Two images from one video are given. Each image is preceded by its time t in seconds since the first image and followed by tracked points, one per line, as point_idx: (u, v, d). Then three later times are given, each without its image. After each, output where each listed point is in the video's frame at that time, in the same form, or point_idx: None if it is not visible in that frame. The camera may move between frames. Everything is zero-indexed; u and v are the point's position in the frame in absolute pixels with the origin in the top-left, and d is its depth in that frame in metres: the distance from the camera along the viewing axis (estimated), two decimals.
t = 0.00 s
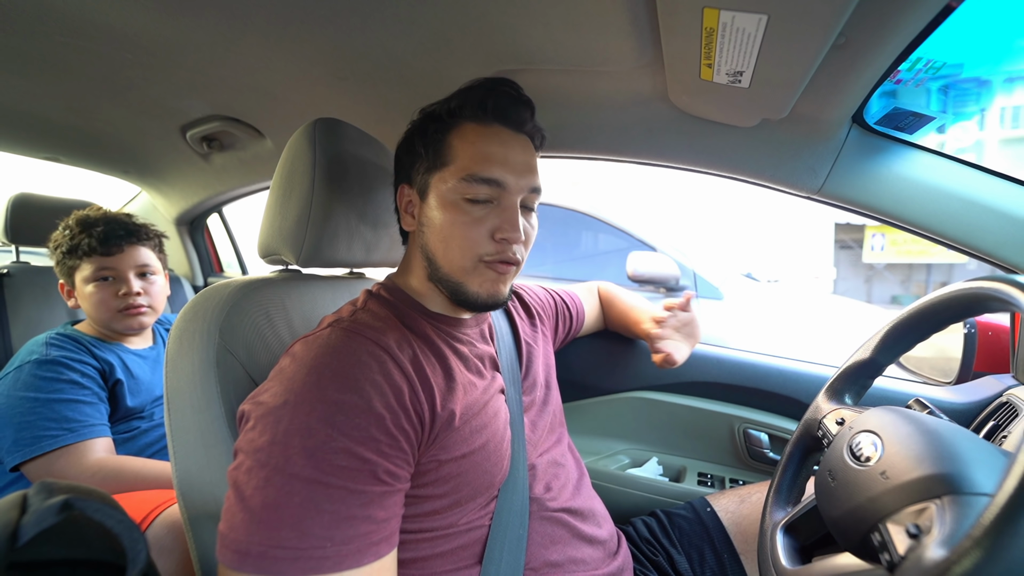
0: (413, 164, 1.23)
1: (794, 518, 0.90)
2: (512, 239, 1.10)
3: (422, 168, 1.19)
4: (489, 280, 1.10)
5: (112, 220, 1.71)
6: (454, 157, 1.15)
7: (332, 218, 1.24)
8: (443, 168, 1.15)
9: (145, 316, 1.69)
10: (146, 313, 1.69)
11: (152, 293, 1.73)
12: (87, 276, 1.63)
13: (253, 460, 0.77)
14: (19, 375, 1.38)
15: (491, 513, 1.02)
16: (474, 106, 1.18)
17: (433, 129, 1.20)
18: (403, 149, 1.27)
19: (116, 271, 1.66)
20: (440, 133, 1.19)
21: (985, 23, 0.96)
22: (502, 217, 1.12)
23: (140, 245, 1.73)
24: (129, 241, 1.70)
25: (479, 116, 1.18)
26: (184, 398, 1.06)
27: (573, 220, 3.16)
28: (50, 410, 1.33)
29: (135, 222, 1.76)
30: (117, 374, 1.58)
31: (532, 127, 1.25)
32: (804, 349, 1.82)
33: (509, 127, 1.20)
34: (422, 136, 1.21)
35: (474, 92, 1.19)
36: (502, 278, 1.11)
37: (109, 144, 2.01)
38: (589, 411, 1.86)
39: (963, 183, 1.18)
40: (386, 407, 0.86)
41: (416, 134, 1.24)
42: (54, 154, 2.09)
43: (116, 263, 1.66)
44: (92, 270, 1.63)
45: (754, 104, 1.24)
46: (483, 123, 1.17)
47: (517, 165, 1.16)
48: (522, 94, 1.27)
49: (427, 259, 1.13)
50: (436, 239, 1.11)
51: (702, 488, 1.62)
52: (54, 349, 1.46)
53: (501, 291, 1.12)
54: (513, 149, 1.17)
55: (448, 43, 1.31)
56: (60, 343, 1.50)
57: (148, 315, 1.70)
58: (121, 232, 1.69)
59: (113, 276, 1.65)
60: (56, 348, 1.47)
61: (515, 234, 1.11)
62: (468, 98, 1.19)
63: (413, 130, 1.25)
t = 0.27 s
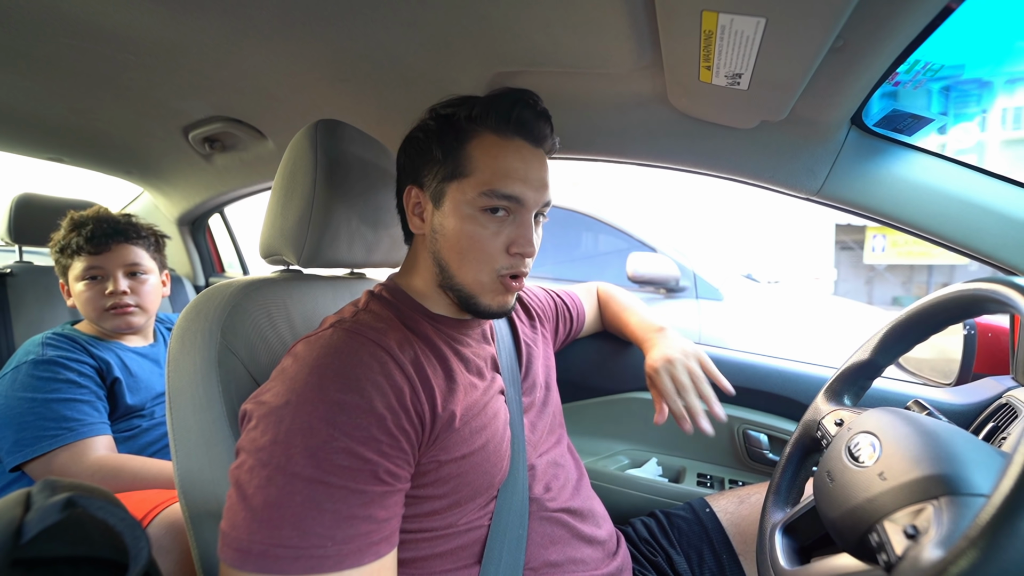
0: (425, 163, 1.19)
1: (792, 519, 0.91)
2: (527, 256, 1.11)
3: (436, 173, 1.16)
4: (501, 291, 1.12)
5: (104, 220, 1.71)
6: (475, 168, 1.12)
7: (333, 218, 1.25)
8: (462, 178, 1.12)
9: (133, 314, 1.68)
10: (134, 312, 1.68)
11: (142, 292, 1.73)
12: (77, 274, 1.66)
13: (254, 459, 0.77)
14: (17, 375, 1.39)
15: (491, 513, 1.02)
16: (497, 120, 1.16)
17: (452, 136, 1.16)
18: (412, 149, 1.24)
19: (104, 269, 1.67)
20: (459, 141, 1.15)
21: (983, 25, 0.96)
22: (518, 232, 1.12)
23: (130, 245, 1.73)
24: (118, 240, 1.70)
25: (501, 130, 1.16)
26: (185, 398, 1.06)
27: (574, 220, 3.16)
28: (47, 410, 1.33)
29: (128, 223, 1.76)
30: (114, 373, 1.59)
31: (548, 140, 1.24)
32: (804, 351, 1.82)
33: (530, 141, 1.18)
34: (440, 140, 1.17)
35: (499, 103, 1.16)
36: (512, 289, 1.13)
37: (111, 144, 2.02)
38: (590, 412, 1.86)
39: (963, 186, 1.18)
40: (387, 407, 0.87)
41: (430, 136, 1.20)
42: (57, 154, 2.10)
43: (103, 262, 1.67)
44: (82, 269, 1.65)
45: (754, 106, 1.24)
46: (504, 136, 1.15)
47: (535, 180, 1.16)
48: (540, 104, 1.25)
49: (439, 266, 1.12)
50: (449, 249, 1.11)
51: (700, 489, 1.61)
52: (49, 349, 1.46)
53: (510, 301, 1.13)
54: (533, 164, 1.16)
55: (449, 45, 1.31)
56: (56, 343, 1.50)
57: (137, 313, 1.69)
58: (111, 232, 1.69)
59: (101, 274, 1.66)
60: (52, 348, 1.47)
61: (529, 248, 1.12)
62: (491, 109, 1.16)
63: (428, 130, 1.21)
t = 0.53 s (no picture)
0: (417, 163, 1.24)
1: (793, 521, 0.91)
2: (507, 245, 1.11)
3: (425, 167, 1.21)
4: (480, 282, 1.11)
5: (99, 223, 1.69)
6: (455, 157, 1.16)
7: (334, 220, 1.25)
8: (445, 168, 1.16)
9: (131, 318, 1.67)
10: (132, 315, 1.67)
11: (139, 295, 1.71)
12: (72, 279, 1.65)
13: (255, 461, 0.77)
14: (23, 375, 1.39)
15: (491, 515, 1.02)
16: (478, 109, 1.18)
17: (438, 130, 1.21)
18: (408, 149, 1.30)
19: (98, 273, 1.65)
20: (444, 134, 1.20)
21: (983, 27, 0.96)
22: (497, 220, 1.12)
23: (125, 248, 1.71)
24: (110, 244, 1.68)
25: (483, 120, 1.18)
26: (187, 399, 1.06)
27: (575, 222, 3.16)
28: (56, 410, 1.34)
29: (124, 225, 1.75)
30: (120, 373, 1.59)
31: (537, 132, 1.25)
32: (805, 352, 1.82)
33: (512, 131, 1.20)
34: (427, 136, 1.23)
35: (480, 95, 1.20)
36: (494, 279, 1.12)
37: (113, 145, 2.03)
38: (590, 413, 1.86)
39: (963, 188, 1.18)
40: (387, 409, 0.87)
41: (421, 135, 1.26)
42: (60, 155, 2.11)
43: (98, 266, 1.65)
44: (76, 275, 1.63)
45: (755, 108, 1.25)
46: (486, 126, 1.18)
47: (517, 170, 1.17)
48: (530, 99, 1.27)
49: (424, 258, 1.14)
50: (432, 237, 1.13)
51: (701, 491, 1.61)
52: (57, 349, 1.47)
53: (493, 293, 1.12)
54: (514, 153, 1.18)
55: (450, 46, 1.31)
56: (63, 343, 1.50)
57: (135, 316, 1.68)
58: (104, 236, 1.67)
59: (95, 280, 1.64)
60: (59, 349, 1.48)
61: (510, 238, 1.12)
62: (473, 101, 1.20)
63: (421, 130, 1.28)
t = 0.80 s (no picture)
0: (408, 163, 1.26)
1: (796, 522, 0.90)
2: (498, 230, 1.11)
3: (414, 166, 1.22)
4: (474, 270, 1.10)
5: (79, 225, 1.63)
6: (442, 151, 1.17)
7: (335, 217, 1.24)
8: (432, 163, 1.18)
9: (120, 324, 1.65)
10: (121, 321, 1.65)
11: (126, 300, 1.67)
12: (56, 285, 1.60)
13: (255, 460, 0.76)
14: (16, 377, 1.38)
15: (493, 513, 1.02)
16: (462, 101, 1.20)
17: (424, 128, 1.23)
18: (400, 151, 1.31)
19: (81, 281, 1.60)
20: (432, 131, 1.22)
21: (993, 25, 0.95)
22: (486, 208, 1.13)
23: (107, 253, 1.64)
24: (90, 250, 1.61)
25: (467, 111, 1.20)
26: (186, 397, 1.05)
27: (576, 220, 3.15)
28: (49, 411, 1.33)
29: (106, 225, 1.67)
30: (116, 372, 1.59)
31: (522, 120, 1.25)
32: (807, 352, 1.81)
33: (498, 121, 1.21)
34: (416, 135, 1.25)
35: (462, 89, 1.22)
36: (488, 267, 1.11)
37: (114, 141, 2.02)
38: (592, 412, 1.86)
39: (969, 187, 1.17)
40: (389, 406, 0.86)
41: (409, 134, 1.28)
42: (60, 151, 2.10)
43: (80, 274, 1.60)
44: (59, 282, 1.59)
45: (760, 106, 1.24)
46: (471, 117, 1.19)
47: (505, 158, 1.18)
48: (513, 91, 1.28)
49: (419, 253, 1.15)
50: (425, 232, 1.13)
51: (703, 491, 1.60)
52: (49, 350, 1.45)
53: (488, 280, 1.11)
54: (500, 142, 1.19)
55: (452, 43, 1.31)
56: (55, 343, 1.49)
57: (124, 321, 1.66)
58: (85, 241, 1.61)
59: (78, 287, 1.60)
60: (51, 349, 1.46)
61: (500, 223, 1.12)
62: (456, 94, 1.21)
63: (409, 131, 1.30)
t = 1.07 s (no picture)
0: (404, 163, 1.26)
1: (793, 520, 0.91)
2: (492, 227, 1.12)
3: (410, 167, 1.23)
4: (470, 268, 1.11)
5: (75, 224, 1.63)
6: (437, 151, 1.18)
7: (334, 217, 1.24)
8: (427, 163, 1.18)
9: (117, 323, 1.65)
10: (118, 320, 1.65)
11: (123, 299, 1.67)
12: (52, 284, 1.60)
13: (254, 458, 0.77)
14: (15, 375, 1.38)
15: (491, 512, 1.02)
16: (457, 101, 1.20)
17: (419, 128, 1.24)
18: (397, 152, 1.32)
19: (78, 280, 1.60)
20: (427, 131, 1.22)
21: (988, 27, 0.96)
22: (480, 206, 1.14)
23: (103, 252, 1.65)
24: (86, 248, 1.61)
25: (462, 110, 1.20)
26: (185, 396, 1.06)
27: (575, 220, 3.15)
28: (50, 408, 1.33)
29: (101, 224, 1.67)
30: (114, 371, 1.59)
31: (517, 117, 1.25)
32: (804, 352, 1.82)
33: (492, 120, 1.21)
34: (411, 136, 1.25)
35: (456, 89, 1.22)
36: (483, 264, 1.12)
37: (113, 140, 2.02)
38: (590, 412, 1.86)
39: (964, 188, 1.18)
40: (387, 405, 0.87)
41: (405, 135, 1.28)
42: (59, 150, 2.10)
43: (77, 273, 1.60)
44: (55, 280, 1.59)
45: (758, 107, 1.24)
46: (466, 117, 1.20)
47: (499, 156, 1.18)
48: (507, 89, 1.28)
49: (415, 252, 1.15)
50: (421, 231, 1.14)
51: (700, 490, 1.60)
52: (48, 348, 1.45)
53: (484, 278, 1.12)
54: (494, 140, 1.19)
55: (451, 43, 1.31)
56: (54, 341, 1.49)
57: (120, 321, 1.66)
58: (81, 239, 1.61)
59: (74, 285, 1.60)
60: (51, 347, 1.46)
61: (495, 221, 1.12)
62: (449, 94, 1.22)
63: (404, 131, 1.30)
